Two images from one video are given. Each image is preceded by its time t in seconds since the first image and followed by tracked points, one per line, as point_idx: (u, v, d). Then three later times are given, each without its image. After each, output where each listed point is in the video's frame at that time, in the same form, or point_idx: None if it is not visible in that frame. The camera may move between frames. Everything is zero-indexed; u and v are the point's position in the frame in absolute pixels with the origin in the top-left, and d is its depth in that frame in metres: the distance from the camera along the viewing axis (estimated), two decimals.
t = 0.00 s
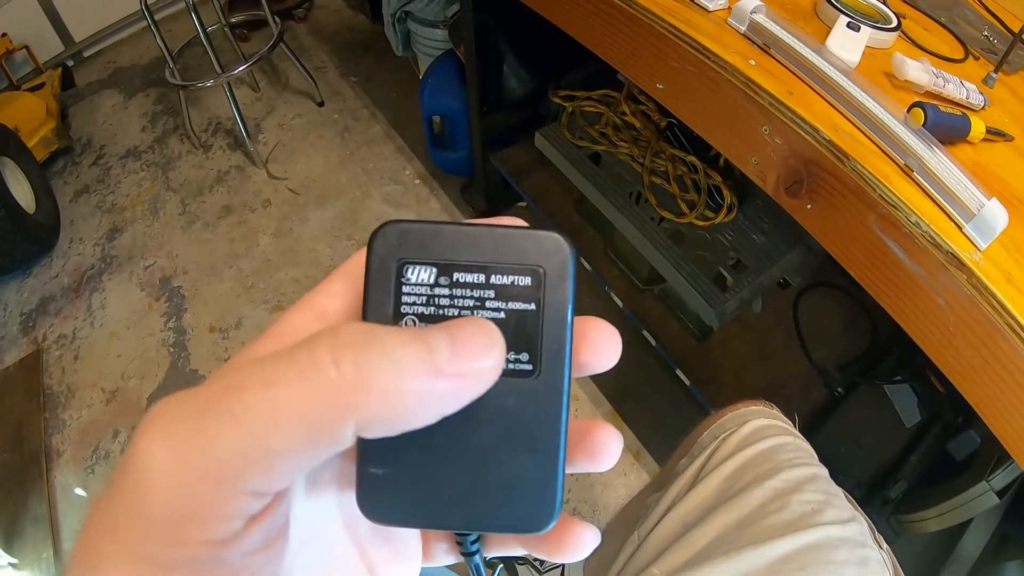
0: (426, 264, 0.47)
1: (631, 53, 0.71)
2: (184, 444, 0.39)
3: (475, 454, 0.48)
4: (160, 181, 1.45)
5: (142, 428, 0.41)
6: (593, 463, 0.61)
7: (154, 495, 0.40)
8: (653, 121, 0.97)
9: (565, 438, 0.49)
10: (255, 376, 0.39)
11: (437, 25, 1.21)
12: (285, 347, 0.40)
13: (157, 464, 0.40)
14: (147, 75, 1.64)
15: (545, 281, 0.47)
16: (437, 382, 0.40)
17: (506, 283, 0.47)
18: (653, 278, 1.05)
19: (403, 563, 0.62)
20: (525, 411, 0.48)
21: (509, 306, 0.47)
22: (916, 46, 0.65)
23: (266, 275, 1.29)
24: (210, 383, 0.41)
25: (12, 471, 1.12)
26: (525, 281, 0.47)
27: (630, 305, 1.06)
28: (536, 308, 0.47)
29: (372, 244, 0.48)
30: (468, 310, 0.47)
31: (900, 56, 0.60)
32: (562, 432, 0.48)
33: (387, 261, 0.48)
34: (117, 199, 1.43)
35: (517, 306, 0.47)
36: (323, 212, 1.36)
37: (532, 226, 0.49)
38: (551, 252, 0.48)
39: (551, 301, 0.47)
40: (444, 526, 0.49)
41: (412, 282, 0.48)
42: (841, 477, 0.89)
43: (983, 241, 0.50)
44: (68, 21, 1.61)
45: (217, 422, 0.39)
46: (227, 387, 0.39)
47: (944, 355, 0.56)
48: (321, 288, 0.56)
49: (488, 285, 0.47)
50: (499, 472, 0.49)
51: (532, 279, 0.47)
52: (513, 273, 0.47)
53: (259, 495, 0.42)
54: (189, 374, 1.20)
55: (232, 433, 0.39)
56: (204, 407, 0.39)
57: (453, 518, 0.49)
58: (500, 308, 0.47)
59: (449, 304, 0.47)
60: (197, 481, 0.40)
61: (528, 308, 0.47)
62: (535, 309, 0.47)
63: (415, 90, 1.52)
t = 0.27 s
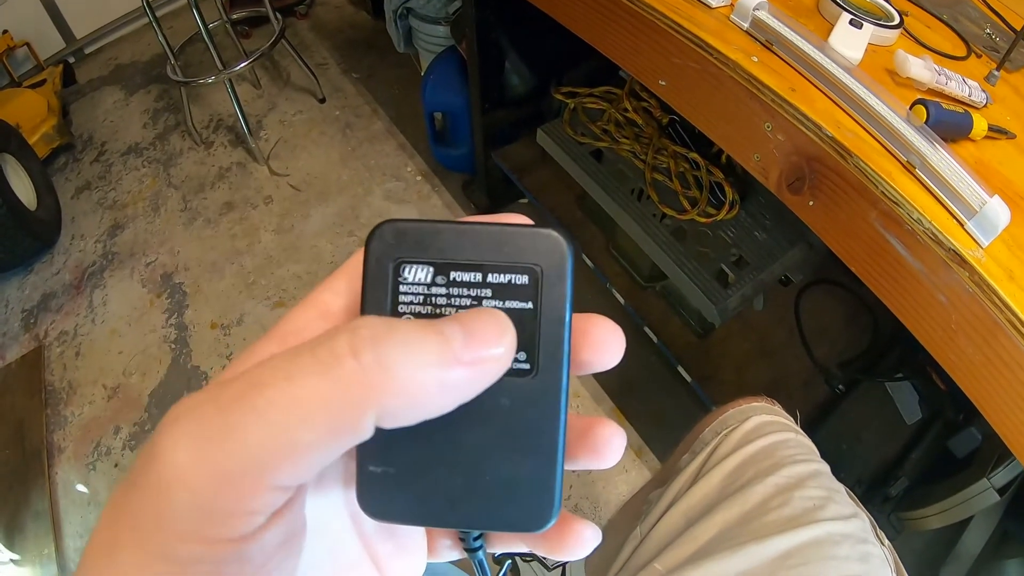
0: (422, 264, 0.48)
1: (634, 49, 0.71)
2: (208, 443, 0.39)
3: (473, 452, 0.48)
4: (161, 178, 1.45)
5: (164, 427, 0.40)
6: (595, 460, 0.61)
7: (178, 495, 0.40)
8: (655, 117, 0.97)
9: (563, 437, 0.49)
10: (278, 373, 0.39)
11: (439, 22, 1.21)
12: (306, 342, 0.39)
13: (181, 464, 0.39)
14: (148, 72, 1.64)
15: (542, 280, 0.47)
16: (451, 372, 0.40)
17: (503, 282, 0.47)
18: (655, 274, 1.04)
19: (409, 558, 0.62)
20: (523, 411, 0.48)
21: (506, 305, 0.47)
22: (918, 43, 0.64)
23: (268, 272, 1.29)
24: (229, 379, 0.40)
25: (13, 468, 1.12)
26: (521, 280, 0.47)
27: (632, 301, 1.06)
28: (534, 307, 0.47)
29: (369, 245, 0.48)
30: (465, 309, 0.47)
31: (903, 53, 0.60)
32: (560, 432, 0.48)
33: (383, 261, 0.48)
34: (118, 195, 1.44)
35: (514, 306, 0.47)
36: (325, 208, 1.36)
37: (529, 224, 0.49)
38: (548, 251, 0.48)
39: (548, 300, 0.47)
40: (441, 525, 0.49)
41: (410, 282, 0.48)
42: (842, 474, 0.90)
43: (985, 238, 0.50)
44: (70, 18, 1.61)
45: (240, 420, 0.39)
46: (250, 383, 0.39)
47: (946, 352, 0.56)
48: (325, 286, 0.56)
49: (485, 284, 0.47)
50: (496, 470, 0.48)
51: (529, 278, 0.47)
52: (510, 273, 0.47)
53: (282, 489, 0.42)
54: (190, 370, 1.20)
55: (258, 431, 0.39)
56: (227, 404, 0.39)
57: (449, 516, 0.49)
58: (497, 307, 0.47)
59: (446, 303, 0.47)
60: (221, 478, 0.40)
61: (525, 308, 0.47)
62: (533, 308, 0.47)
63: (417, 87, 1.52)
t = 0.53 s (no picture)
0: (420, 262, 0.48)
1: (636, 48, 0.71)
2: (209, 440, 0.39)
3: (469, 450, 0.48)
4: (162, 175, 1.45)
5: (165, 424, 0.40)
6: (594, 459, 0.61)
7: (179, 491, 0.40)
8: (657, 115, 0.97)
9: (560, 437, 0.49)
10: (280, 372, 0.39)
11: (441, 20, 1.21)
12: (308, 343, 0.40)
13: (182, 461, 0.39)
14: (149, 69, 1.64)
15: (539, 280, 0.47)
16: (452, 380, 0.40)
17: (500, 281, 0.47)
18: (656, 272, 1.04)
19: (407, 556, 0.62)
20: (522, 410, 0.48)
21: (503, 304, 0.47)
22: (921, 41, 0.64)
23: (269, 269, 1.29)
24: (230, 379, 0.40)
25: (15, 465, 1.12)
26: (518, 279, 0.47)
27: (633, 299, 1.06)
28: (531, 306, 0.47)
29: (368, 243, 0.48)
30: (461, 308, 0.47)
31: (905, 51, 0.60)
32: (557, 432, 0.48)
33: (381, 260, 0.48)
34: (119, 193, 1.44)
35: (511, 305, 0.47)
36: (326, 205, 1.36)
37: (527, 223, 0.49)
38: (546, 250, 0.47)
39: (545, 300, 0.47)
40: (438, 523, 0.49)
41: (407, 280, 0.48)
42: (842, 472, 0.90)
43: (987, 237, 0.50)
44: (72, 15, 1.61)
45: (242, 418, 0.39)
46: (252, 381, 0.39)
47: (947, 350, 0.56)
48: (323, 283, 0.56)
49: (482, 283, 0.47)
50: (494, 470, 0.48)
51: (526, 278, 0.47)
52: (507, 272, 0.47)
53: (282, 487, 0.42)
54: (191, 368, 1.20)
55: (261, 429, 0.39)
56: (230, 401, 0.39)
57: (446, 514, 0.49)
58: (494, 306, 0.47)
59: (443, 302, 0.47)
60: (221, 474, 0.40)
61: (522, 307, 0.47)
62: (530, 307, 0.47)
63: (418, 84, 1.52)
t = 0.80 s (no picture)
0: (426, 264, 0.48)
1: (637, 47, 0.71)
2: (212, 441, 0.39)
3: (473, 450, 0.48)
4: (163, 174, 1.45)
5: (165, 426, 0.40)
6: (599, 462, 0.61)
7: (181, 493, 0.40)
8: (658, 114, 0.97)
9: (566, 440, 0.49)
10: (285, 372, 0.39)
11: (442, 18, 1.21)
12: (312, 344, 0.40)
13: (182, 461, 0.39)
14: (150, 68, 1.64)
15: (546, 282, 0.47)
16: (455, 379, 0.40)
17: (507, 283, 0.47)
18: (657, 271, 1.04)
19: (411, 557, 0.62)
20: (526, 411, 0.48)
21: (510, 306, 0.47)
22: (922, 40, 0.64)
23: (270, 267, 1.29)
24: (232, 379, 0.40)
25: (16, 463, 1.12)
26: (525, 282, 0.47)
27: (634, 298, 1.06)
28: (537, 309, 0.47)
29: (374, 243, 0.48)
30: (468, 310, 0.47)
31: (906, 50, 0.60)
32: (562, 435, 0.48)
33: (387, 262, 0.48)
34: (120, 191, 1.44)
35: (518, 307, 0.47)
36: (327, 204, 1.36)
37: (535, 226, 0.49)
38: (553, 253, 0.47)
39: (552, 302, 0.47)
40: (441, 524, 0.49)
41: (413, 282, 0.48)
42: (843, 471, 0.90)
43: (987, 236, 0.50)
44: (72, 14, 1.61)
45: (245, 418, 0.39)
46: (255, 382, 0.39)
47: (948, 349, 0.56)
48: (330, 283, 0.56)
49: (489, 285, 0.47)
50: (497, 471, 0.48)
51: (533, 280, 0.47)
52: (514, 274, 0.47)
53: (283, 488, 0.42)
54: (192, 366, 1.20)
55: (264, 428, 0.39)
56: (232, 402, 0.39)
57: (449, 516, 0.49)
58: (501, 309, 0.47)
59: (449, 304, 0.48)
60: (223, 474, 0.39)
61: (529, 309, 0.47)
62: (537, 310, 0.47)
63: (419, 82, 1.52)
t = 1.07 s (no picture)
0: (418, 258, 0.48)
1: (638, 45, 0.71)
2: (197, 434, 0.39)
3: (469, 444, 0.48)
4: (164, 172, 1.45)
5: (150, 421, 0.40)
6: (594, 458, 0.61)
7: (166, 485, 0.40)
8: (659, 112, 0.96)
9: (559, 434, 0.49)
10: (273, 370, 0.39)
11: (442, 17, 1.21)
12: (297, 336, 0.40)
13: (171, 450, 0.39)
14: (151, 66, 1.64)
15: (538, 276, 0.47)
16: (443, 373, 0.40)
17: (499, 277, 0.47)
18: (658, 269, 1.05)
19: (408, 554, 0.63)
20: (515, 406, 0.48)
21: (501, 300, 0.47)
22: (924, 39, 0.64)
23: (271, 266, 1.29)
24: (218, 373, 0.41)
25: (17, 462, 1.12)
26: (517, 276, 0.47)
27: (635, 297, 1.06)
28: (529, 303, 0.47)
29: (367, 239, 0.48)
30: (459, 305, 0.47)
31: (908, 49, 0.60)
32: (555, 429, 0.48)
33: (379, 257, 0.48)
34: (121, 190, 1.44)
35: (509, 301, 0.47)
36: (328, 203, 1.36)
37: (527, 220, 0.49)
38: (546, 247, 0.47)
39: (544, 296, 0.47)
40: (435, 521, 0.49)
41: (405, 276, 0.48)
42: (844, 470, 0.90)
43: (989, 234, 0.50)
44: (73, 13, 1.61)
45: (232, 413, 0.39)
46: (241, 376, 0.39)
47: (949, 347, 0.56)
48: (324, 279, 0.56)
49: (480, 279, 0.47)
50: (492, 466, 0.48)
51: (525, 274, 0.47)
52: (506, 268, 0.47)
53: (269, 480, 0.42)
54: (193, 365, 1.20)
55: (250, 422, 0.39)
56: (217, 396, 0.39)
57: (444, 512, 0.49)
58: (492, 303, 0.47)
59: (440, 298, 0.47)
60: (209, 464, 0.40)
61: (520, 303, 0.47)
62: (528, 304, 0.47)
63: (420, 81, 1.52)
